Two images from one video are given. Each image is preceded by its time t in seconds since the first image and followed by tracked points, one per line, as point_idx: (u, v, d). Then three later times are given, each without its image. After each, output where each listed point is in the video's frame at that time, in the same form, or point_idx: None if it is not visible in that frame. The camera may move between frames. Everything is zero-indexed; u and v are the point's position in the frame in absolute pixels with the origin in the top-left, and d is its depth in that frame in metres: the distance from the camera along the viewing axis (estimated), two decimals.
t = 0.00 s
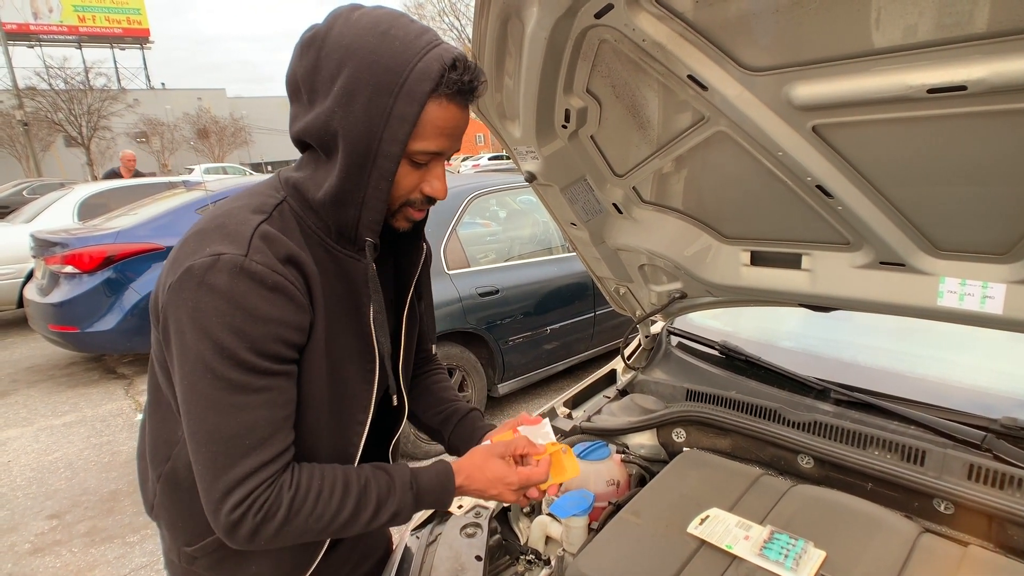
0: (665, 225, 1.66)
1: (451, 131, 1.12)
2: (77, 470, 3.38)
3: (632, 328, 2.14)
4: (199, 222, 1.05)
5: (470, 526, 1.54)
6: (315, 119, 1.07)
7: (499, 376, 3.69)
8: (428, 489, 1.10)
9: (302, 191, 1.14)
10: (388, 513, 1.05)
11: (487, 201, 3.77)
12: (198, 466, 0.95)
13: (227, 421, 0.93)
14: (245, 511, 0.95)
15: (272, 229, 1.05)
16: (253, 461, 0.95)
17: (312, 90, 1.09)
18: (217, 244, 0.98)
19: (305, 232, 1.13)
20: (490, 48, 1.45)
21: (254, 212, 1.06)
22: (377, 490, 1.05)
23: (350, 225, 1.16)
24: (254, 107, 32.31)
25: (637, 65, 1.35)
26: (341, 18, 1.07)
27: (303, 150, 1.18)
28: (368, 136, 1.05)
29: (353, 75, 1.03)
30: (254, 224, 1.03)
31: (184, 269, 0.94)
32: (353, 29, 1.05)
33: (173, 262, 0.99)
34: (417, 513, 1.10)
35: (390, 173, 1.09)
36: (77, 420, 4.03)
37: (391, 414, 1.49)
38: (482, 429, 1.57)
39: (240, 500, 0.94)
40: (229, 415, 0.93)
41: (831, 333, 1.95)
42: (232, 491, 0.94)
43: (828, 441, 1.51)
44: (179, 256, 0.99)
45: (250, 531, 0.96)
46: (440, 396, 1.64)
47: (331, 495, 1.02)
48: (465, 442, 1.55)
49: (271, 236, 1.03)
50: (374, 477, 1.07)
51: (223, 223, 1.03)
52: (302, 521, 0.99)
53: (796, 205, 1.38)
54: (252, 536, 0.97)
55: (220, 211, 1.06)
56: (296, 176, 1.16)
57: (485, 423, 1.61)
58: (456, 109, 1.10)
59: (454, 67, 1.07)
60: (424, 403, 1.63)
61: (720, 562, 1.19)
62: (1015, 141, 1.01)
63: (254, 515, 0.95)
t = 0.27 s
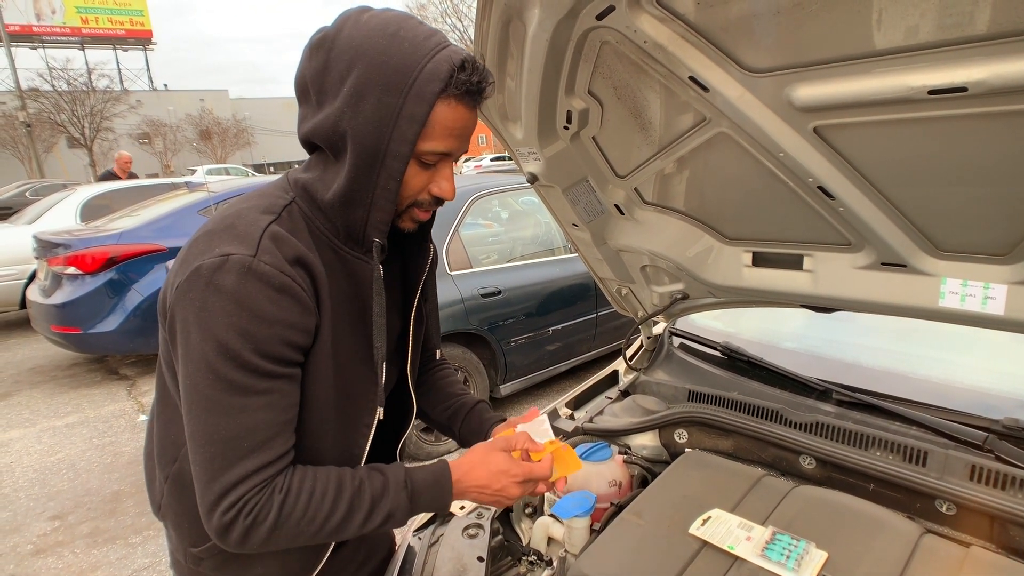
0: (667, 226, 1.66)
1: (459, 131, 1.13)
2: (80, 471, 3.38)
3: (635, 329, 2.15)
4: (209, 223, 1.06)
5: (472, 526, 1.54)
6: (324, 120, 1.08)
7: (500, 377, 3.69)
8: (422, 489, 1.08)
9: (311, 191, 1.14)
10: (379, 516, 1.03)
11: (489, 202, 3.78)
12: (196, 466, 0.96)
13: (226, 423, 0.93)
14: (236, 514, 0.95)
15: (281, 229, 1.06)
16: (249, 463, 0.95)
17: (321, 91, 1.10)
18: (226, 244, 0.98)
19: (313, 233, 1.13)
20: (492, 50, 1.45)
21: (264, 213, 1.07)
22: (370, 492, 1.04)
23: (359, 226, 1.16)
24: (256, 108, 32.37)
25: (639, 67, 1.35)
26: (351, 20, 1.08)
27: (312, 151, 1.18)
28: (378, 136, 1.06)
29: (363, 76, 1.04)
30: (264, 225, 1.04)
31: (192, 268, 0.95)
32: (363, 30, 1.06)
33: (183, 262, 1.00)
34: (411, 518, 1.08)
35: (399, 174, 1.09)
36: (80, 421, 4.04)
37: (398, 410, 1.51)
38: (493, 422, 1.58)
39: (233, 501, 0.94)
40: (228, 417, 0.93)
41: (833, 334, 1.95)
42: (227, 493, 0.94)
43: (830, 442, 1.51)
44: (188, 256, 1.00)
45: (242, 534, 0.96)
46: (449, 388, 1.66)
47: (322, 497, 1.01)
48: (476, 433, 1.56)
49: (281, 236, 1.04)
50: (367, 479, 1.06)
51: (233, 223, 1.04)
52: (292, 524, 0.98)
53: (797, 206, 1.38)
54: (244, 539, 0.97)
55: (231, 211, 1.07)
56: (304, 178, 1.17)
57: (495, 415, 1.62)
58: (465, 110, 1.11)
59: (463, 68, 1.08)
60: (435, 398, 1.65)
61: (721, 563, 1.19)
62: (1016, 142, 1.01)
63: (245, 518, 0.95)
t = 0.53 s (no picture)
0: (669, 227, 1.66)
1: (466, 131, 1.14)
2: (80, 473, 3.39)
3: (636, 331, 2.17)
4: (218, 223, 1.06)
5: (473, 528, 1.54)
6: (332, 119, 1.08)
7: (502, 378, 3.69)
8: (410, 494, 1.07)
9: (319, 192, 1.14)
10: (365, 523, 1.03)
11: (489, 203, 3.78)
12: (186, 466, 0.96)
13: (216, 425, 0.93)
14: (220, 516, 0.95)
15: (290, 230, 1.06)
16: (237, 467, 0.95)
17: (329, 92, 1.10)
18: (234, 244, 0.99)
19: (321, 233, 1.13)
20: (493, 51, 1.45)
21: (273, 213, 1.07)
22: (357, 497, 1.04)
23: (367, 226, 1.16)
24: (257, 109, 32.41)
25: (640, 68, 1.35)
26: (359, 22, 1.09)
27: (318, 152, 1.18)
28: (388, 135, 1.06)
29: (373, 76, 1.05)
30: (273, 225, 1.04)
31: (199, 267, 0.95)
32: (372, 32, 1.07)
33: (191, 260, 1.00)
34: (399, 526, 1.07)
35: (408, 172, 1.09)
36: (81, 422, 4.04)
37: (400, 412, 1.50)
38: (491, 414, 1.58)
39: (216, 504, 0.95)
40: (218, 420, 0.93)
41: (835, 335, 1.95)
42: (213, 494, 0.95)
43: (832, 443, 1.50)
44: (197, 254, 1.00)
45: (225, 536, 0.96)
46: (446, 387, 1.65)
47: (308, 502, 1.01)
48: (475, 430, 1.56)
49: (290, 238, 1.05)
50: (355, 484, 1.05)
51: (242, 224, 1.04)
52: (276, 528, 0.98)
53: (798, 207, 1.38)
54: (227, 541, 0.97)
55: (240, 213, 1.07)
56: (311, 178, 1.16)
57: (494, 408, 1.61)
58: (472, 110, 1.12)
59: (471, 68, 1.10)
60: (434, 395, 1.65)
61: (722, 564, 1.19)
62: (1017, 143, 1.01)
63: (228, 521, 0.95)
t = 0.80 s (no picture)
0: (669, 228, 1.65)
1: (470, 131, 1.13)
2: (81, 474, 3.38)
3: (636, 332, 2.16)
4: (218, 222, 1.06)
5: (473, 529, 1.54)
6: (336, 119, 1.08)
7: (502, 380, 3.69)
8: (409, 499, 1.07)
9: (321, 192, 1.14)
10: (364, 526, 1.03)
11: (489, 204, 3.78)
12: (184, 466, 0.96)
13: (216, 425, 0.93)
14: (219, 517, 0.95)
15: (291, 229, 1.06)
16: (236, 467, 0.95)
17: (332, 92, 1.10)
18: (235, 243, 0.99)
19: (322, 233, 1.13)
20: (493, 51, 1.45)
21: (274, 213, 1.07)
22: (356, 500, 1.04)
23: (370, 226, 1.15)
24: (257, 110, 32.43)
25: (640, 69, 1.35)
26: (364, 22, 1.08)
27: (321, 153, 1.18)
28: (391, 135, 1.06)
29: (377, 75, 1.04)
30: (274, 225, 1.04)
31: (200, 267, 0.95)
32: (377, 33, 1.07)
33: (192, 260, 1.00)
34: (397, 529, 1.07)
35: (412, 171, 1.09)
36: (81, 423, 4.04)
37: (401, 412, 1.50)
38: (487, 416, 1.58)
39: (214, 506, 0.94)
40: (218, 419, 0.93)
41: (835, 336, 1.94)
42: (213, 495, 0.94)
43: (833, 444, 1.50)
44: (197, 254, 1.00)
45: (223, 537, 0.96)
46: (443, 386, 1.66)
47: (309, 504, 1.01)
48: (470, 432, 1.57)
49: (290, 237, 1.04)
50: (354, 487, 1.05)
51: (243, 224, 1.04)
52: (275, 530, 0.98)
53: (799, 207, 1.38)
54: (225, 542, 0.97)
55: (240, 213, 1.07)
56: (313, 179, 1.16)
57: (489, 409, 1.61)
58: (476, 110, 1.12)
59: (476, 68, 1.10)
60: (430, 397, 1.65)
61: (723, 566, 1.18)
62: (1018, 143, 1.00)
63: (228, 522, 0.95)
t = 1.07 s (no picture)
0: (669, 228, 1.65)
1: (446, 107, 1.09)
2: (81, 475, 3.38)
3: (637, 333, 2.14)
4: (219, 218, 1.06)
5: (473, 530, 1.54)
6: (314, 113, 1.10)
7: (502, 380, 3.69)
8: (405, 503, 1.07)
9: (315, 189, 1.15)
10: (358, 531, 1.03)
11: (490, 205, 3.78)
12: (176, 462, 0.95)
13: (212, 418, 0.93)
14: (209, 514, 0.94)
15: (289, 225, 1.07)
16: (231, 462, 0.95)
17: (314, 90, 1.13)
18: (233, 237, 0.99)
19: (321, 229, 1.14)
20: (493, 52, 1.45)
21: (273, 209, 1.08)
22: (352, 502, 1.03)
23: (360, 215, 1.15)
24: (258, 111, 32.45)
25: (640, 70, 1.35)
26: (339, 21, 1.12)
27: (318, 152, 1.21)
28: (364, 117, 1.06)
29: (346, 63, 1.06)
30: (273, 220, 1.04)
31: (198, 260, 0.96)
32: (348, 27, 1.09)
33: (191, 254, 1.00)
34: (392, 536, 1.07)
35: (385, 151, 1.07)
36: (82, 424, 4.04)
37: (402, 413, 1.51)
38: (485, 413, 1.58)
39: (206, 501, 0.94)
40: (212, 412, 0.93)
41: (835, 337, 1.94)
42: (204, 491, 0.94)
43: (833, 444, 1.50)
44: (197, 248, 1.00)
45: (213, 535, 0.95)
46: (443, 386, 1.66)
47: (301, 505, 1.00)
48: (469, 431, 1.56)
49: (289, 232, 1.05)
50: (350, 489, 1.05)
51: (242, 220, 1.04)
52: (265, 530, 0.97)
53: (799, 207, 1.38)
54: (214, 542, 0.96)
55: (240, 209, 1.07)
56: (311, 176, 1.18)
57: (488, 409, 1.60)
58: (448, 85, 1.08)
59: (443, 44, 1.07)
60: (430, 395, 1.65)
61: (724, 566, 1.18)
62: (1018, 144, 1.00)
63: (218, 519, 0.94)
